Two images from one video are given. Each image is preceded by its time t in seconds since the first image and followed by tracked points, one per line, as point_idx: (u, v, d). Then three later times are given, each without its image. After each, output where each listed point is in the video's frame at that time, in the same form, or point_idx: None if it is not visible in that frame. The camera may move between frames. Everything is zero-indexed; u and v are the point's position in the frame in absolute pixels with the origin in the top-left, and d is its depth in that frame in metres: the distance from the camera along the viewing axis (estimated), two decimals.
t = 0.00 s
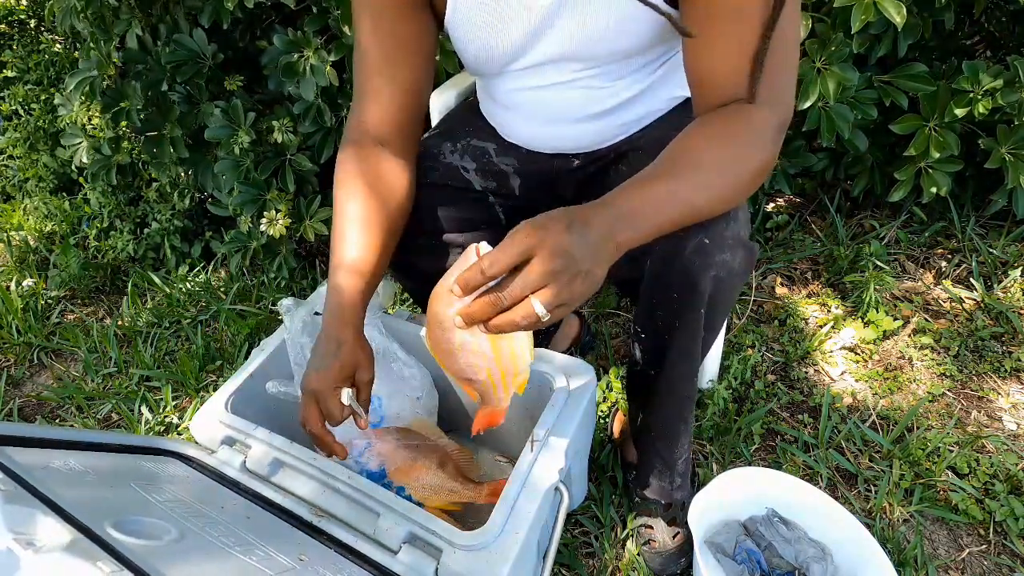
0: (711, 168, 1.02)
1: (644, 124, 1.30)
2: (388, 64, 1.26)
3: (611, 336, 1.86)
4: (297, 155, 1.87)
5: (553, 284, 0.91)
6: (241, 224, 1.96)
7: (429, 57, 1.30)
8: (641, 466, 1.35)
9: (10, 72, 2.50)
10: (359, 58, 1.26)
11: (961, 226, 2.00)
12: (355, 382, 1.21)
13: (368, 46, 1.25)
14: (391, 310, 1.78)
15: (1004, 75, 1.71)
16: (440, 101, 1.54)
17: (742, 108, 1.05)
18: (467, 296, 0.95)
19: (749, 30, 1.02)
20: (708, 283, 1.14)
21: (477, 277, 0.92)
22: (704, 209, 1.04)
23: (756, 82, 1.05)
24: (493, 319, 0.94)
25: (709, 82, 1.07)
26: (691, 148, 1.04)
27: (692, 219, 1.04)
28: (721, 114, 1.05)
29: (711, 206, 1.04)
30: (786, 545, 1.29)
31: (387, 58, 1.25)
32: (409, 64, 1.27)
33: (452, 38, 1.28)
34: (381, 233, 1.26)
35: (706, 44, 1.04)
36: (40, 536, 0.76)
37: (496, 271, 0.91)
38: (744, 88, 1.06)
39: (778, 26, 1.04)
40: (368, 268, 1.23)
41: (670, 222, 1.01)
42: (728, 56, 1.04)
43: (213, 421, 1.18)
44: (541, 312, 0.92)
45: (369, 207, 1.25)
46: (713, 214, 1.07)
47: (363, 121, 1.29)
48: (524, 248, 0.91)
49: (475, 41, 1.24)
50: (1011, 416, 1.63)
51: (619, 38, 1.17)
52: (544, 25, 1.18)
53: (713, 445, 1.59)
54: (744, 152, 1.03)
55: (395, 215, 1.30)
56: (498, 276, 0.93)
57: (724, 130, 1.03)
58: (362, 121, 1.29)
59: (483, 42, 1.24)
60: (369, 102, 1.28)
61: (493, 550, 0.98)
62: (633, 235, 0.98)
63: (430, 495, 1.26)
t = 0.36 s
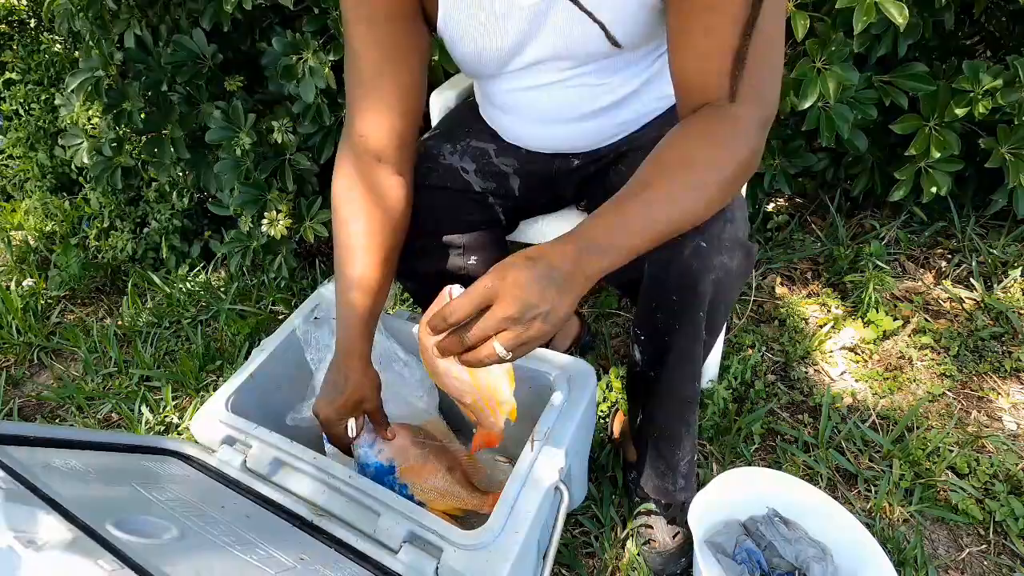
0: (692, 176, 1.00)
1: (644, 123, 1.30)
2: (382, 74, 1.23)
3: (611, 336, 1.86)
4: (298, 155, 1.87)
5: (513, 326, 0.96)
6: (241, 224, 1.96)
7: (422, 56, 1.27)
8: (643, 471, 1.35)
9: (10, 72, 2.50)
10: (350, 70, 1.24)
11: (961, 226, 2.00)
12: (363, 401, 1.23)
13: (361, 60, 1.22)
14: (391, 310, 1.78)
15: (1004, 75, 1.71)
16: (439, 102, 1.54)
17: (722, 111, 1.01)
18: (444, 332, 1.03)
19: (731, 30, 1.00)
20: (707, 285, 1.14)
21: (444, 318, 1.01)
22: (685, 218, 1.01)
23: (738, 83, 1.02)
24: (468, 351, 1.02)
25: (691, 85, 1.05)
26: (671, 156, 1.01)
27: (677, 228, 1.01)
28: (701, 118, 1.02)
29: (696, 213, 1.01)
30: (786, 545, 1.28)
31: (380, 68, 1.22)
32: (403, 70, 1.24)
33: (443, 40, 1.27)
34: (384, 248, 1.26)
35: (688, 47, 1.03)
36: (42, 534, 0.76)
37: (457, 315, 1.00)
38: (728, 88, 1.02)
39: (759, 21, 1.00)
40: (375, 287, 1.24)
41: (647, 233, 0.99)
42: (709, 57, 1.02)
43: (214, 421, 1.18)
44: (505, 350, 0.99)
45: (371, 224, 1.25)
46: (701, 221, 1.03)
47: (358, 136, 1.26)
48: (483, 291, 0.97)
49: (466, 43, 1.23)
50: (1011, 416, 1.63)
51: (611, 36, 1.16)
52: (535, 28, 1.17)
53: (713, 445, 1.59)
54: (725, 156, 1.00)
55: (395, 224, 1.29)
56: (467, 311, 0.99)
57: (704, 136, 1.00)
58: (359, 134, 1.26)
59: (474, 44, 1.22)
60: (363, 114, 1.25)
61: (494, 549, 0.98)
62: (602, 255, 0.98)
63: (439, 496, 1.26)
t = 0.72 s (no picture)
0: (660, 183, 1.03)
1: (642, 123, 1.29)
2: (378, 64, 1.29)
3: (611, 336, 1.86)
4: (297, 155, 1.87)
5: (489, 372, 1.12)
6: (241, 224, 1.96)
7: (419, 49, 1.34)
8: (648, 473, 1.34)
9: (10, 72, 2.50)
10: (348, 65, 1.30)
11: (961, 226, 2.00)
12: (347, 374, 1.21)
13: (359, 54, 1.29)
14: (391, 310, 1.78)
15: (1004, 75, 1.71)
16: (439, 103, 1.54)
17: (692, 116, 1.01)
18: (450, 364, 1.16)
19: (704, 34, 0.97)
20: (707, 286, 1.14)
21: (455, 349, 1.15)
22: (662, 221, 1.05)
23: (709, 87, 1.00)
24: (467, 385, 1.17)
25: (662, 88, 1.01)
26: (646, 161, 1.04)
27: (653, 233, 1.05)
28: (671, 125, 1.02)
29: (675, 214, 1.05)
30: (786, 544, 1.28)
31: (376, 60, 1.29)
32: (397, 60, 1.30)
33: (434, 37, 1.28)
34: (377, 237, 1.28)
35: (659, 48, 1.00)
36: (40, 536, 0.76)
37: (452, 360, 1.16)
38: (705, 89, 0.99)
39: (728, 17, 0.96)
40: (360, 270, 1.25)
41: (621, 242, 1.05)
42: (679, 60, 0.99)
43: (212, 422, 1.18)
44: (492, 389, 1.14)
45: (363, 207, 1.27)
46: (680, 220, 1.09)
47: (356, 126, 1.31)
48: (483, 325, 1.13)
49: (457, 38, 1.25)
50: (1012, 416, 1.63)
51: (595, 38, 1.15)
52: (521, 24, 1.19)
53: (713, 445, 1.59)
54: (695, 158, 1.03)
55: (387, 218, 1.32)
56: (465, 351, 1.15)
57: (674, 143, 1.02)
58: (355, 122, 1.31)
59: (463, 39, 1.24)
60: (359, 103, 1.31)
61: (494, 550, 0.98)
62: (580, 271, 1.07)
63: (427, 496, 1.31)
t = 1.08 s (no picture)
0: (654, 195, 1.00)
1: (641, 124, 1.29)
2: (372, 60, 1.30)
3: (611, 336, 1.86)
4: (297, 155, 1.87)
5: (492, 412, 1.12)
6: (241, 225, 1.96)
7: (416, 44, 1.35)
8: (647, 475, 1.34)
9: (10, 72, 2.50)
10: (348, 58, 1.32)
11: (961, 226, 2.00)
12: (349, 348, 1.19)
13: (353, 54, 1.30)
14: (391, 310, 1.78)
15: (1004, 75, 1.71)
16: (439, 102, 1.53)
17: (687, 124, 0.96)
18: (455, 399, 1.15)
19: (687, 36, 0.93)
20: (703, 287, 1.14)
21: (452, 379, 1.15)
22: (658, 233, 1.02)
23: (704, 92, 0.95)
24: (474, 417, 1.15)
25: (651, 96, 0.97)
26: (639, 170, 1.00)
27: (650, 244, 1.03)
28: (664, 134, 0.98)
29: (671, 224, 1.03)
30: (786, 545, 1.28)
31: (371, 53, 1.30)
32: (390, 53, 1.31)
33: (431, 39, 1.27)
34: (373, 227, 1.29)
35: (649, 50, 0.95)
36: (41, 535, 0.75)
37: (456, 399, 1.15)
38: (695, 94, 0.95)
39: (721, 16, 0.93)
40: (355, 260, 1.25)
41: (619, 257, 1.02)
42: (671, 65, 0.94)
43: (211, 422, 1.18)
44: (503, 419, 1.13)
45: (359, 201, 1.27)
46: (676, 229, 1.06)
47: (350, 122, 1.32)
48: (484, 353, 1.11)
49: (450, 45, 1.25)
50: (1012, 416, 1.63)
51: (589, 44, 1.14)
52: (512, 33, 1.18)
53: (713, 446, 1.59)
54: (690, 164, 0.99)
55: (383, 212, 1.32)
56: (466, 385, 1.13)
57: (668, 153, 0.98)
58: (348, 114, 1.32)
59: (457, 46, 1.24)
60: (354, 102, 1.32)
61: (493, 549, 0.98)
62: (574, 289, 1.04)
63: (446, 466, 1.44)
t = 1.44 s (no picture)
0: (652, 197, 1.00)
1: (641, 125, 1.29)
2: (371, 59, 1.31)
3: (611, 336, 1.86)
4: (298, 155, 1.87)
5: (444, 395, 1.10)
6: (242, 225, 1.96)
7: (416, 43, 1.36)
8: (649, 474, 1.34)
9: (10, 72, 2.50)
10: (348, 54, 1.32)
11: (961, 226, 2.00)
12: (337, 308, 1.20)
13: (351, 52, 1.32)
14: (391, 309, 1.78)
15: (1004, 75, 1.71)
16: (439, 102, 1.53)
17: (685, 126, 0.96)
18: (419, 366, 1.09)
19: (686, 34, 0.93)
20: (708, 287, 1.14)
21: (416, 343, 1.12)
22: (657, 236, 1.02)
23: (701, 93, 0.95)
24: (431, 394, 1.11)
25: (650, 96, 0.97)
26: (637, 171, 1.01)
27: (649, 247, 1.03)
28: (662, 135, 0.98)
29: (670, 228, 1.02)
30: (786, 544, 1.28)
31: (372, 53, 1.31)
32: (389, 51, 1.32)
33: (429, 40, 1.26)
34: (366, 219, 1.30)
35: (650, 51, 0.96)
36: (41, 535, 0.75)
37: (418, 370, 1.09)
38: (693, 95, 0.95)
39: (721, 20, 0.93)
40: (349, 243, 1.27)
41: (614, 257, 1.02)
42: (670, 66, 0.95)
43: (211, 422, 1.18)
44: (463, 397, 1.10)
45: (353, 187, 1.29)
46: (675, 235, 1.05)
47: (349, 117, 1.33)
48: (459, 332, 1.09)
49: (449, 49, 1.25)
50: (1012, 416, 1.63)
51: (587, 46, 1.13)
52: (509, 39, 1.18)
53: (713, 446, 1.59)
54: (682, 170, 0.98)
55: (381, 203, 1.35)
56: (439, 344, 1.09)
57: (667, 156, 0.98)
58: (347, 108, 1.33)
59: (455, 51, 1.24)
60: (350, 95, 1.33)
61: (494, 550, 0.98)
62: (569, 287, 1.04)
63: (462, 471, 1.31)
